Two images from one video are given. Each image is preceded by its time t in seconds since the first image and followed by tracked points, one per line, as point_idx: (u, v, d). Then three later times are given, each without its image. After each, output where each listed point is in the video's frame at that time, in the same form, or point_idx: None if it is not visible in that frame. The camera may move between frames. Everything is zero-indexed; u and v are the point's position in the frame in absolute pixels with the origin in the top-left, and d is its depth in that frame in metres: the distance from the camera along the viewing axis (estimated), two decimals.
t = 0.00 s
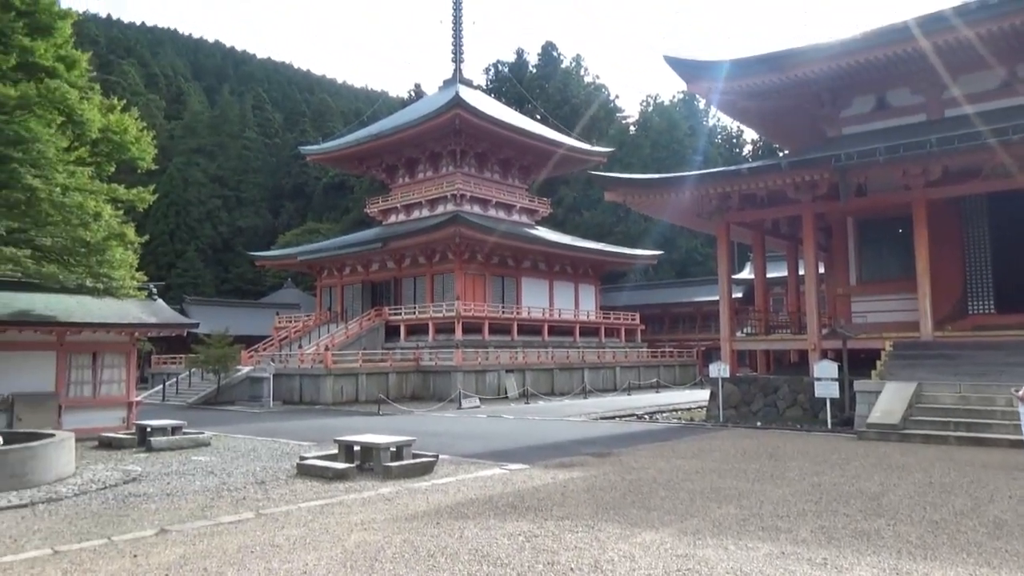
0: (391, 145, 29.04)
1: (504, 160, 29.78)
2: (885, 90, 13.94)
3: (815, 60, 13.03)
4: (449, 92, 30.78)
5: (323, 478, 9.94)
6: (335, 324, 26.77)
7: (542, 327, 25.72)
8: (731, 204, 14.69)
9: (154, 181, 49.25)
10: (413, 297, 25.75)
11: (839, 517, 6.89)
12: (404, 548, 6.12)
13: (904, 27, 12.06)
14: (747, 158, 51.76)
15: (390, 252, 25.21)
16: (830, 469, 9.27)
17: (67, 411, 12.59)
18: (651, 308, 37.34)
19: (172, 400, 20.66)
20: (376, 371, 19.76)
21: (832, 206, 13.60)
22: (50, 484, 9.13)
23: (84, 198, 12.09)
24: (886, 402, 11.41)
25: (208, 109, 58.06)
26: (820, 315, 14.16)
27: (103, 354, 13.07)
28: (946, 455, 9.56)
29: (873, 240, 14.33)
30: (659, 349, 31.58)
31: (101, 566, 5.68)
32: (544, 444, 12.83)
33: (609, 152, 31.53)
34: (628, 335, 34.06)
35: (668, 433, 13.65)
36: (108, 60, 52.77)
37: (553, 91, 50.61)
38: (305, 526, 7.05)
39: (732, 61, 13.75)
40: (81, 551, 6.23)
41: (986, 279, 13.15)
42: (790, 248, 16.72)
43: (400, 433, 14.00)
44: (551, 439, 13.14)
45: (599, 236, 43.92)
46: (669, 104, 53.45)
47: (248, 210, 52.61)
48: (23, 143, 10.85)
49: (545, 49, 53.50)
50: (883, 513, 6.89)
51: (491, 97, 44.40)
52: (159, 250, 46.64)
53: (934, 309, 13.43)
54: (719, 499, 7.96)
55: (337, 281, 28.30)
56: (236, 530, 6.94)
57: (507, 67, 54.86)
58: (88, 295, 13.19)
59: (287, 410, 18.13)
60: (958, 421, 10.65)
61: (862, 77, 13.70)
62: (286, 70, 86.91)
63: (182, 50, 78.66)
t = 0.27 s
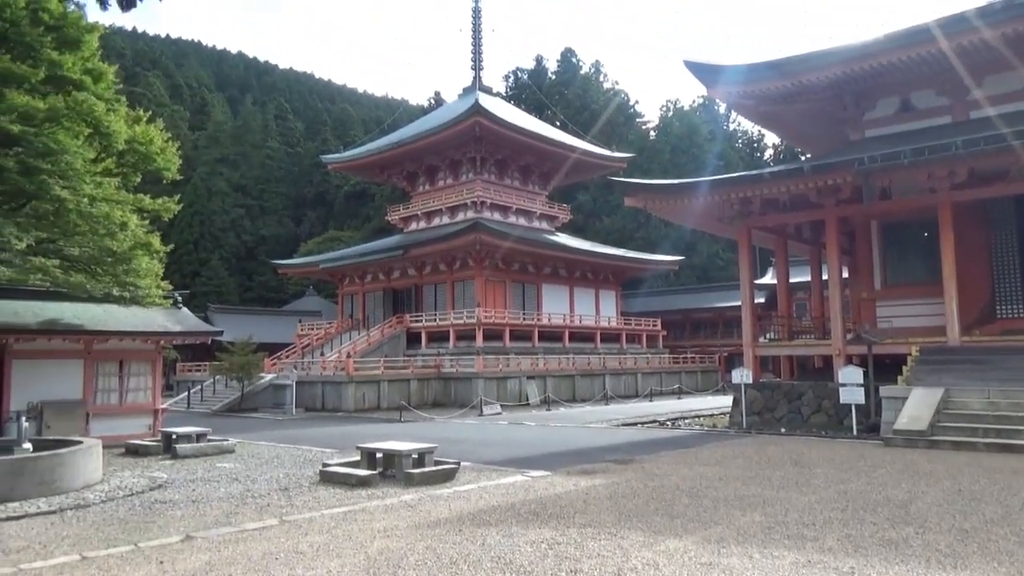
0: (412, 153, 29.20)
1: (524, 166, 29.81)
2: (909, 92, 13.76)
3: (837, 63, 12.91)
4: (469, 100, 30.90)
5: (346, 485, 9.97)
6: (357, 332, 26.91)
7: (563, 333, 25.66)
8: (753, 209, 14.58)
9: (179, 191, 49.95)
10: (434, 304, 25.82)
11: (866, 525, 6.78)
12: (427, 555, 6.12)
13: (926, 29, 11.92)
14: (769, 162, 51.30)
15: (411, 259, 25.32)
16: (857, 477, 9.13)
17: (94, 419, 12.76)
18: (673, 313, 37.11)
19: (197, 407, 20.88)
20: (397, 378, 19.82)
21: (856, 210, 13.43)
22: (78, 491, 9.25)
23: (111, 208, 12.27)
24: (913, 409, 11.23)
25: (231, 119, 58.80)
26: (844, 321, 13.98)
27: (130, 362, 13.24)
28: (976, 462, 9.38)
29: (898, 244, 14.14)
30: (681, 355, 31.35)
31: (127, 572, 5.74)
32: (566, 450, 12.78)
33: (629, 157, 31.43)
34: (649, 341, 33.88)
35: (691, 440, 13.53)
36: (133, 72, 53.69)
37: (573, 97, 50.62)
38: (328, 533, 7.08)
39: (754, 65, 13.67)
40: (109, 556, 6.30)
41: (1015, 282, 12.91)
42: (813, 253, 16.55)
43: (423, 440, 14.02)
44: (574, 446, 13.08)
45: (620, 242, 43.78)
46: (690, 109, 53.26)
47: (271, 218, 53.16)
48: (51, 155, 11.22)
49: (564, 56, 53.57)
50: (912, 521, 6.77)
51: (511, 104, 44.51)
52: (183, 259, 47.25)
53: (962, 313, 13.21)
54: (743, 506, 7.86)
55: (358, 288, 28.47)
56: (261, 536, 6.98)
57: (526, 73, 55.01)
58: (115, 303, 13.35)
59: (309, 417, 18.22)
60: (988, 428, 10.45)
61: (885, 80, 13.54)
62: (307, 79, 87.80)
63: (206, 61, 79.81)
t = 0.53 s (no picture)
0: (430, 159, 29.33)
1: (542, 171, 29.83)
2: (932, 93, 13.60)
3: (858, 64, 12.79)
4: (487, 106, 30.99)
5: (367, 491, 10.00)
6: (377, 338, 27.02)
7: (582, 338, 25.58)
8: (774, 212, 14.47)
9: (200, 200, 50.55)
10: (453, 310, 25.87)
11: (892, 531, 6.68)
12: (448, 561, 6.11)
13: (946, 29, 11.80)
14: (789, 164, 50.86)
15: (430, 265, 25.40)
16: (882, 483, 9.00)
17: (119, 425, 12.92)
18: (692, 318, 36.88)
19: (219, 413, 21.07)
20: (417, 384, 19.88)
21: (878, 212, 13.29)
22: (103, 497, 9.37)
23: (135, 217, 12.44)
24: (938, 413, 11.06)
25: (252, 128, 59.43)
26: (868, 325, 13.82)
27: (154, 368, 13.43)
28: (1004, 468, 9.21)
29: (921, 246, 13.96)
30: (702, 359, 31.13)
31: None
32: (587, 456, 12.72)
33: (647, 161, 31.34)
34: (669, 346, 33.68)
35: (712, 446, 13.42)
36: (156, 83, 54.48)
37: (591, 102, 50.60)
38: (350, 538, 7.10)
39: (774, 67, 13.59)
40: (134, 562, 6.36)
41: None
42: (835, 256, 16.39)
43: (444, 446, 14.02)
44: (595, 452, 13.02)
45: (638, 247, 43.62)
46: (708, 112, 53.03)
47: (291, 225, 53.62)
48: (77, 165, 11.48)
49: (582, 61, 53.61)
50: (938, 528, 6.66)
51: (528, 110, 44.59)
52: (206, 266, 47.78)
53: (988, 316, 13.01)
54: (766, 513, 7.78)
55: (378, 295, 28.60)
56: (283, 542, 7.01)
57: (544, 79, 55.11)
58: (139, 311, 13.50)
59: (330, 422, 18.31)
60: (1016, 433, 10.26)
61: (906, 81, 13.40)
62: (326, 88, 88.57)
63: (227, 71, 80.78)
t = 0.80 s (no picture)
0: (448, 164, 29.43)
1: (559, 175, 29.82)
2: (954, 92, 13.43)
3: (878, 64, 12.67)
4: (504, 110, 31.05)
5: (386, 494, 10.04)
6: (395, 341, 27.13)
7: (600, 342, 25.51)
8: (793, 214, 14.35)
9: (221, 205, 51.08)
10: (471, 313, 25.91)
11: (916, 537, 6.58)
12: (467, 565, 6.11)
13: (969, 28, 11.65)
14: (808, 166, 50.41)
15: (448, 269, 25.46)
16: (905, 487, 8.88)
17: (142, 428, 13.09)
18: (711, 321, 36.64)
19: (240, 417, 21.26)
20: (436, 388, 19.92)
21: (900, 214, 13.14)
22: (127, 499, 9.47)
23: (157, 223, 12.52)
24: (962, 417, 10.91)
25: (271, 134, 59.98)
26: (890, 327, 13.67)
27: (176, 372, 13.52)
28: None
29: (944, 248, 13.79)
30: (721, 363, 30.92)
31: None
32: (606, 460, 12.67)
33: (665, 164, 31.22)
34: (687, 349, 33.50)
35: (733, 450, 13.32)
36: (177, 90, 55.19)
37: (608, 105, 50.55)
38: (369, 542, 7.12)
39: (793, 68, 13.49)
40: (157, 564, 6.42)
41: None
42: (856, 258, 16.22)
43: (463, 449, 14.04)
44: (614, 456, 12.98)
45: (656, 250, 43.45)
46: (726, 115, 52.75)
47: (310, 230, 53.85)
48: (99, 172, 11.62)
49: (599, 64, 53.58)
50: (964, 533, 6.55)
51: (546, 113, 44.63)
52: (226, 271, 48.25)
53: (1013, 319, 12.82)
54: (788, 518, 7.70)
55: (396, 299, 28.72)
56: (304, 545, 7.05)
57: (561, 82, 55.16)
58: (161, 315, 13.62)
59: (349, 426, 18.41)
60: None
61: (928, 81, 13.25)
62: (345, 93, 89.22)
63: (247, 77, 81.64)
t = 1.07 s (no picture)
0: (465, 168, 29.49)
1: (576, 178, 29.78)
2: (975, 92, 13.26)
3: (899, 65, 12.54)
4: (520, 113, 31.08)
5: (404, 498, 10.06)
6: (412, 345, 27.19)
7: (617, 345, 25.42)
8: (812, 216, 14.24)
9: (239, 210, 51.54)
10: (488, 317, 25.92)
11: (939, 543, 6.49)
12: (485, 569, 6.10)
13: (989, 28, 11.49)
14: (827, 168, 49.98)
15: (465, 272, 25.50)
16: (928, 492, 8.76)
17: (163, 431, 13.19)
18: (729, 324, 36.39)
19: (259, 420, 21.40)
20: (453, 392, 19.95)
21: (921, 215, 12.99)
22: (148, 502, 9.56)
23: (178, 228, 12.66)
24: (986, 421, 10.76)
25: (289, 139, 60.42)
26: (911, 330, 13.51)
27: (195, 376, 13.60)
28: None
29: (965, 250, 13.61)
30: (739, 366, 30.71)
31: None
32: (624, 464, 12.62)
33: (682, 167, 31.08)
34: (705, 352, 33.29)
35: (752, 454, 13.21)
36: (197, 96, 55.79)
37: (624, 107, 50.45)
38: (388, 545, 7.15)
39: (812, 69, 13.39)
40: (177, 566, 6.47)
41: None
42: (877, 260, 16.05)
43: (480, 453, 14.04)
44: (632, 460, 12.92)
45: (673, 252, 43.25)
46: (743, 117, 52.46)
47: (328, 234, 54.10)
48: (122, 177, 11.77)
49: (615, 67, 53.52)
50: (988, 539, 6.46)
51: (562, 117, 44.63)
52: (245, 275, 48.65)
53: None
54: (808, 523, 7.62)
55: (413, 302, 28.81)
56: (323, 548, 7.08)
57: (577, 86, 55.15)
58: (181, 319, 13.73)
59: (367, 429, 18.47)
60: None
61: (948, 82, 13.08)
62: (362, 98, 89.70)
63: (266, 83, 82.38)
